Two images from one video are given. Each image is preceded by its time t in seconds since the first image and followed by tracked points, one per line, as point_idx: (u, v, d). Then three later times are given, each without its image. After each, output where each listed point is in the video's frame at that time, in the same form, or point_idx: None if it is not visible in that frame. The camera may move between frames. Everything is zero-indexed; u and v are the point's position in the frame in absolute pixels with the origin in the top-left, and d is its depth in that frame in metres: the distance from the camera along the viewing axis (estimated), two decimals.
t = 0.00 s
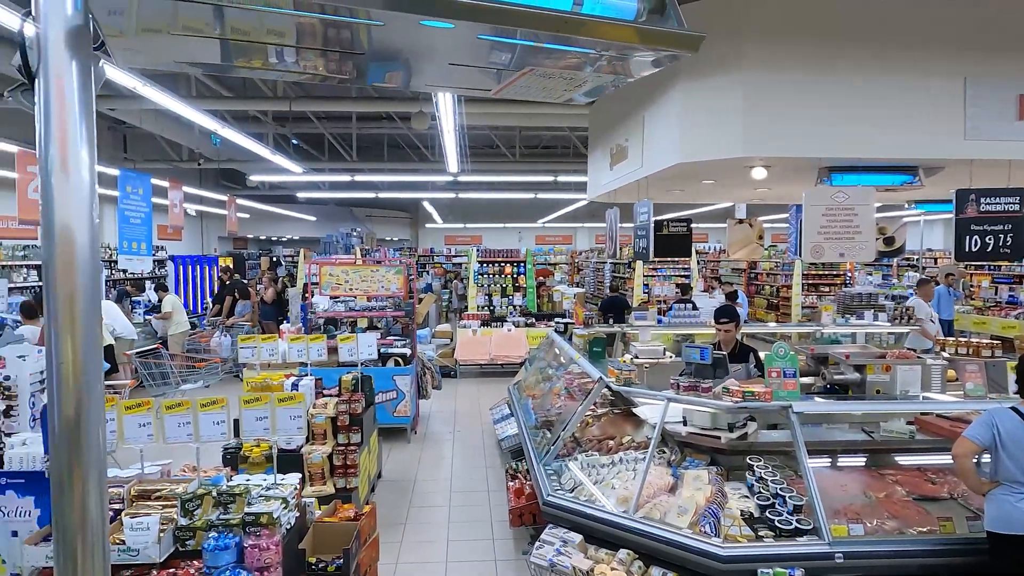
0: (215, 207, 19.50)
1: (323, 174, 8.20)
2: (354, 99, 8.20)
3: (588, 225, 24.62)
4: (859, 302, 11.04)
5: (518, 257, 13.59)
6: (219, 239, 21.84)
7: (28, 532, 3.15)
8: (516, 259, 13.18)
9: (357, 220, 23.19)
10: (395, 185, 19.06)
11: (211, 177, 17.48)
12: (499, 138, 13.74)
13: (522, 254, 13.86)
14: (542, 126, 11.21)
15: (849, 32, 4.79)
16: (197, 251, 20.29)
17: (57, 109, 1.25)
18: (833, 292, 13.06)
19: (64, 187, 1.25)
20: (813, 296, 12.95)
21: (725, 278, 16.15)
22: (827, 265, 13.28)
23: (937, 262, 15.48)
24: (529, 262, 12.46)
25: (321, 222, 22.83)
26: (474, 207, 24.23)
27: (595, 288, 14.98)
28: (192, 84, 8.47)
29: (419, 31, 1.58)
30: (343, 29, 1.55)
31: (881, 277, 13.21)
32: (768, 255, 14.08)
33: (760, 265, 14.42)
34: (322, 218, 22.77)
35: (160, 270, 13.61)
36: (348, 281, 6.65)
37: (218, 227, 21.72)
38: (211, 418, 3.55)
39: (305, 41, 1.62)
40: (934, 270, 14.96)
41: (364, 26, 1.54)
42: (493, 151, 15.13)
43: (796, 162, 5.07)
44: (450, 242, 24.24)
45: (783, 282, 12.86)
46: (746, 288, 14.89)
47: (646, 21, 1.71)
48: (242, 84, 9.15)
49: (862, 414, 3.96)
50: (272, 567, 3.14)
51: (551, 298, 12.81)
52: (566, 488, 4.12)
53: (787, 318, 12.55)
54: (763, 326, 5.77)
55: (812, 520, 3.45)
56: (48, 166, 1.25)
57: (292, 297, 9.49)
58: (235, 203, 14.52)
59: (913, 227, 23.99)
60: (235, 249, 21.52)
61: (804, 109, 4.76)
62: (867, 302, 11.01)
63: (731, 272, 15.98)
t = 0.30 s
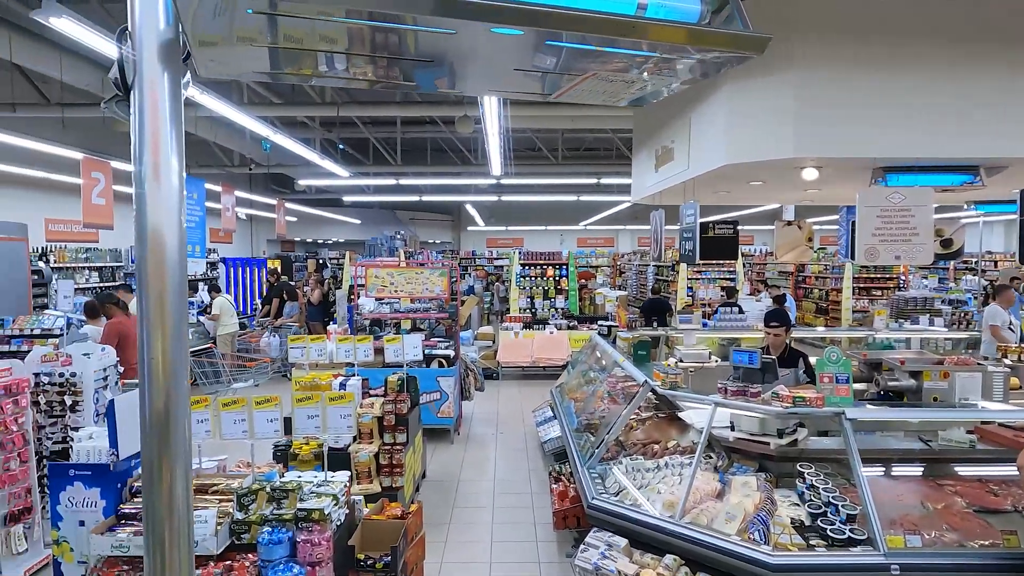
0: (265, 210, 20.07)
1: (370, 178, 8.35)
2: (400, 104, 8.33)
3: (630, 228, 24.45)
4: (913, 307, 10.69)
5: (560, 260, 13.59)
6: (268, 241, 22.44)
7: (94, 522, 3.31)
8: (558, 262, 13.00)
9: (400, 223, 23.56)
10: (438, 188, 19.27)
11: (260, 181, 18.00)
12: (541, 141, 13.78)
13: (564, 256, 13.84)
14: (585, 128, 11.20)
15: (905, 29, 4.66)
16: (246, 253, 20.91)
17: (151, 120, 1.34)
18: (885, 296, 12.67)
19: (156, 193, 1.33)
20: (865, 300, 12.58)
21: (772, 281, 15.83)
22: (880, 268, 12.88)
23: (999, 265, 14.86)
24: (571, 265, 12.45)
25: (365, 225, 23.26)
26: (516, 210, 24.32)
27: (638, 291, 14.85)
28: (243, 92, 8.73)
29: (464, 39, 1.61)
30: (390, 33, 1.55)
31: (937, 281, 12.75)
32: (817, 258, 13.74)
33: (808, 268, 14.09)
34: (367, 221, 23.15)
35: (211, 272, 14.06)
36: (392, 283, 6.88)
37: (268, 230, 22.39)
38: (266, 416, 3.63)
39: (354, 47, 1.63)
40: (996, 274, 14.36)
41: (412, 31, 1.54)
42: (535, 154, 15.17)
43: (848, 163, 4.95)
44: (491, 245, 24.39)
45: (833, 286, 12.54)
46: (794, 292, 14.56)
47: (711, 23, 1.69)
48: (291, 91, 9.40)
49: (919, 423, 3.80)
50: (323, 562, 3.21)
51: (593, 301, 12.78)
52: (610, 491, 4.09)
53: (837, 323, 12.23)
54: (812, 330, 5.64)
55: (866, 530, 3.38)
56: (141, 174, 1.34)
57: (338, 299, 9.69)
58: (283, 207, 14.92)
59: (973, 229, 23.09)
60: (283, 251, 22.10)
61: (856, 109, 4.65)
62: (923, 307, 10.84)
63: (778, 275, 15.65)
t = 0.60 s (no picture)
0: (316, 213, 20.58)
1: (418, 180, 8.49)
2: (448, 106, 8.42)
3: (677, 229, 24.12)
4: (977, 311, 10.24)
5: (606, 261, 13.52)
6: (318, 243, 23.02)
7: (159, 513, 3.44)
8: (604, 263, 13.01)
9: (447, 225, 23.79)
10: (484, 190, 19.42)
11: (311, 185, 18.48)
12: (587, 142, 13.76)
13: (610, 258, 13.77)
14: (632, 129, 11.13)
15: (970, 23, 4.49)
16: (297, 255, 21.48)
17: (236, 129, 1.41)
18: (947, 299, 12.17)
19: (242, 198, 1.41)
20: (925, 304, 12.11)
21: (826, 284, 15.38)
22: (941, 271, 12.38)
23: None
24: (617, 267, 12.37)
25: (412, 227, 23.62)
26: (560, 212, 24.29)
27: (686, 293, 14.65)
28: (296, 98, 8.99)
29: (511, 40, 1.63)
30: (440, 36, 1.59)
31: (1003, 284, 12.19)
32: (873, 260, 13.29)
33: (864, 270, 13.65)
34: (414, 223, 23.51)
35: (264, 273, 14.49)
36: (440, 284, 6.87)
37: (319, 233, 22.97)
38: (320, 413, 3.69)
39: (406, 50, 1.68)
40: None
41: (459, 32, 1.57)
42: (580, 155, 15.15)
43: (909, 162, 4.80)
44: (536, 247, 24.42)
45: (890, 288, 12.12)
46: (849, 295, 14.12)
47: (779, 19, 1.67)
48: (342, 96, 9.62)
49: (986, 430, 3.56)
50: (376, 558, 3.26)
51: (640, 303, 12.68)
52: (660, 496, 4.03)
53: (894, 327, 11.81)
54: (868, 334, 5.48)
55: (928, 541, 3.25)
56: (228, 180, 1.42)
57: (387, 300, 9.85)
58: (334, 209, 15.28)
59: None
60: (332, 253, 22.64)
61: (918, 106, 4.50)
62: (988, 311, 10.44)
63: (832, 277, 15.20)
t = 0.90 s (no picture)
0: (366, 215, 21.03)
1: (468, 181, 8.58)
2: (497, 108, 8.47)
3: (727, 229, 23.69)
4: None
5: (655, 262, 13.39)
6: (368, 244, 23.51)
7: (221, 503, 3.57)
8: (654, 263, 12.65)
9: (494, 226, 23.93)
10: (531, 191, 19.48)
11: (362, 187, 18.93)
12: (635, 141, 13.65)
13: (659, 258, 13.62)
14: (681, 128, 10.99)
15: None
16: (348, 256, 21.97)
17: (317, 132, 1.48)
18: (1018, 302, 11.58)
19: (322, 197, 1.47)
20: (994, 307, 11.56)
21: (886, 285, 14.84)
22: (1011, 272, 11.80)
23: None
24: (666, 268, 12.25)
25: (460, 228, 23.85)
26: (609, 213, 24.18)
27: (737, 294, 14.37)
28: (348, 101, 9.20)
29: (563, 38, 1.60)
30: (490, 34, 1.58)
31: None
32: (937, 260, 12.76)
33: (926, 271, 13.13)
34: (462, 224, 23.74)
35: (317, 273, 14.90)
36: (489, 284, 7.00)
37: (370, 234, 23.47)
38: (374, 409, 3.76)
39: (456, 50, 1.70)
40: None
41: (510, 31, 1.56)
42: (629, 155, 15.05)
43: (978, 157, 4.59)
44: (583, 247, 24.36)
45: (955, 290, 11.62)
46: (910, 297, 13.60)
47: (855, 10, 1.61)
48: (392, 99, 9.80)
49: None
50: (430, 553, 3.30)
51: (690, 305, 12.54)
52: (712, 499, 3.95)
53: (960, 331, 11.32)
54: (933, 338, 5.28)
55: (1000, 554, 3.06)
56: (308, 181, 1.49)
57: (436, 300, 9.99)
58: (384, 210, 15.57)
59: None
60: (382, 254, 23.09)
61: (987, 99, 4.31)
62: None
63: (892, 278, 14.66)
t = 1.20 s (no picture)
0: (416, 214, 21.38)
1: (517, 180, 8.63)
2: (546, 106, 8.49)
3: (780, 227, 23.14)
4: None
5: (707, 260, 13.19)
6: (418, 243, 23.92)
7: (280, 494, 3.68)
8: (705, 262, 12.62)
9: (542, 225, 23.96)
10: (579, 189, 19.44)
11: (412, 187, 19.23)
12: (686, 138, 13.48)
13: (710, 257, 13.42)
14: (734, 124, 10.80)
15: None
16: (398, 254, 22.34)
17: (392, 132, 1.54)
18: None
19: (396, 197, 1.54)
20: None
21: (952, 284, 14.23)
22: None
23: None
24: (717, 266, 12.07)
25: (508, 227, 23.95)
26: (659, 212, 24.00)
27: (791, 294, 14.01)
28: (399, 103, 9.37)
29: (618, 27, 1.54)
30: (539, 28, 1.56)
31: None
32: (1008, 259, 12.17)
33: (996, 270, 12.54)
34: (510, 223, 23.84)
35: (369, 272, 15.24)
36: (538, 282, 7.12)
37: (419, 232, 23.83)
38: (428, 405, 3.83)
39: (507, 45, 1.68)
40: None
41: (559, 24, 1.51)
42: (679, 152, 14.87)
43: None
44: (632, 245, 24.18)
45: None
46: (978, 297, 13.02)
47: None
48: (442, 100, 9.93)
49: None
50: (481, 548, 3.37)
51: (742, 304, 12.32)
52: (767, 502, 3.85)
53: None
54: (1004, 340, 5.04)
55: None
56: (383, 180, 1.55)
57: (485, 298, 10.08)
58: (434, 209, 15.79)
59: None
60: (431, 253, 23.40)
61: None
62: None
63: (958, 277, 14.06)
